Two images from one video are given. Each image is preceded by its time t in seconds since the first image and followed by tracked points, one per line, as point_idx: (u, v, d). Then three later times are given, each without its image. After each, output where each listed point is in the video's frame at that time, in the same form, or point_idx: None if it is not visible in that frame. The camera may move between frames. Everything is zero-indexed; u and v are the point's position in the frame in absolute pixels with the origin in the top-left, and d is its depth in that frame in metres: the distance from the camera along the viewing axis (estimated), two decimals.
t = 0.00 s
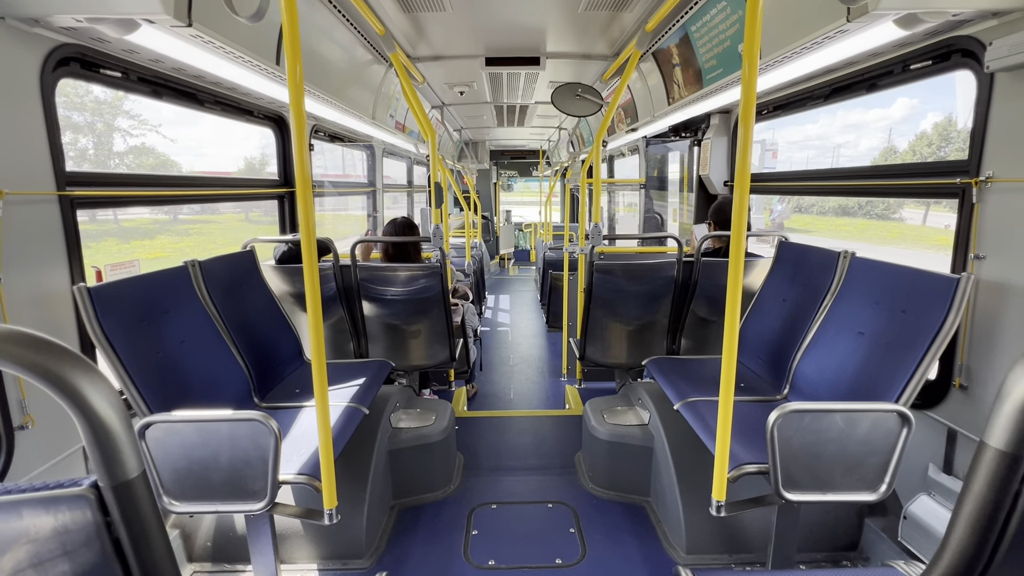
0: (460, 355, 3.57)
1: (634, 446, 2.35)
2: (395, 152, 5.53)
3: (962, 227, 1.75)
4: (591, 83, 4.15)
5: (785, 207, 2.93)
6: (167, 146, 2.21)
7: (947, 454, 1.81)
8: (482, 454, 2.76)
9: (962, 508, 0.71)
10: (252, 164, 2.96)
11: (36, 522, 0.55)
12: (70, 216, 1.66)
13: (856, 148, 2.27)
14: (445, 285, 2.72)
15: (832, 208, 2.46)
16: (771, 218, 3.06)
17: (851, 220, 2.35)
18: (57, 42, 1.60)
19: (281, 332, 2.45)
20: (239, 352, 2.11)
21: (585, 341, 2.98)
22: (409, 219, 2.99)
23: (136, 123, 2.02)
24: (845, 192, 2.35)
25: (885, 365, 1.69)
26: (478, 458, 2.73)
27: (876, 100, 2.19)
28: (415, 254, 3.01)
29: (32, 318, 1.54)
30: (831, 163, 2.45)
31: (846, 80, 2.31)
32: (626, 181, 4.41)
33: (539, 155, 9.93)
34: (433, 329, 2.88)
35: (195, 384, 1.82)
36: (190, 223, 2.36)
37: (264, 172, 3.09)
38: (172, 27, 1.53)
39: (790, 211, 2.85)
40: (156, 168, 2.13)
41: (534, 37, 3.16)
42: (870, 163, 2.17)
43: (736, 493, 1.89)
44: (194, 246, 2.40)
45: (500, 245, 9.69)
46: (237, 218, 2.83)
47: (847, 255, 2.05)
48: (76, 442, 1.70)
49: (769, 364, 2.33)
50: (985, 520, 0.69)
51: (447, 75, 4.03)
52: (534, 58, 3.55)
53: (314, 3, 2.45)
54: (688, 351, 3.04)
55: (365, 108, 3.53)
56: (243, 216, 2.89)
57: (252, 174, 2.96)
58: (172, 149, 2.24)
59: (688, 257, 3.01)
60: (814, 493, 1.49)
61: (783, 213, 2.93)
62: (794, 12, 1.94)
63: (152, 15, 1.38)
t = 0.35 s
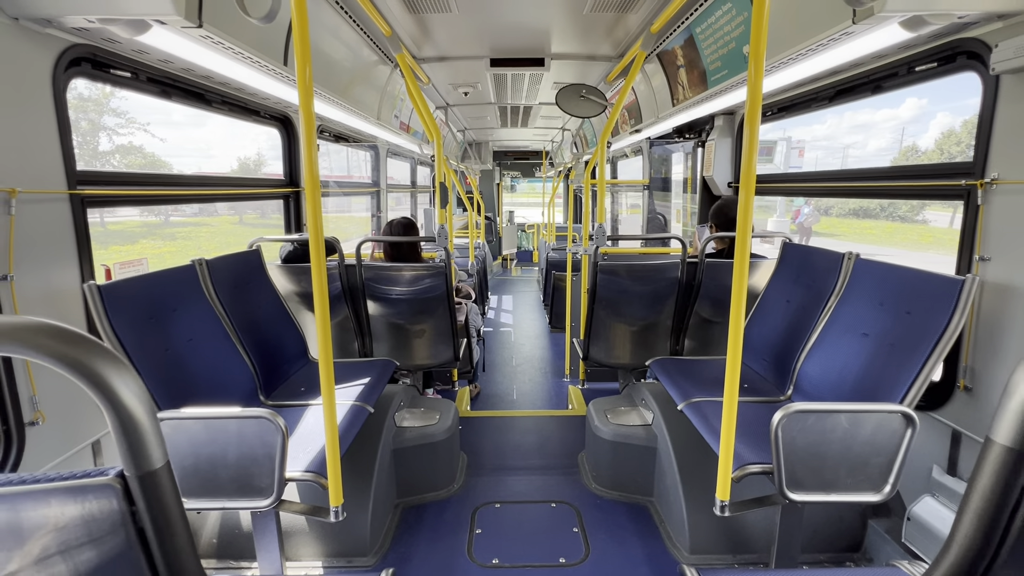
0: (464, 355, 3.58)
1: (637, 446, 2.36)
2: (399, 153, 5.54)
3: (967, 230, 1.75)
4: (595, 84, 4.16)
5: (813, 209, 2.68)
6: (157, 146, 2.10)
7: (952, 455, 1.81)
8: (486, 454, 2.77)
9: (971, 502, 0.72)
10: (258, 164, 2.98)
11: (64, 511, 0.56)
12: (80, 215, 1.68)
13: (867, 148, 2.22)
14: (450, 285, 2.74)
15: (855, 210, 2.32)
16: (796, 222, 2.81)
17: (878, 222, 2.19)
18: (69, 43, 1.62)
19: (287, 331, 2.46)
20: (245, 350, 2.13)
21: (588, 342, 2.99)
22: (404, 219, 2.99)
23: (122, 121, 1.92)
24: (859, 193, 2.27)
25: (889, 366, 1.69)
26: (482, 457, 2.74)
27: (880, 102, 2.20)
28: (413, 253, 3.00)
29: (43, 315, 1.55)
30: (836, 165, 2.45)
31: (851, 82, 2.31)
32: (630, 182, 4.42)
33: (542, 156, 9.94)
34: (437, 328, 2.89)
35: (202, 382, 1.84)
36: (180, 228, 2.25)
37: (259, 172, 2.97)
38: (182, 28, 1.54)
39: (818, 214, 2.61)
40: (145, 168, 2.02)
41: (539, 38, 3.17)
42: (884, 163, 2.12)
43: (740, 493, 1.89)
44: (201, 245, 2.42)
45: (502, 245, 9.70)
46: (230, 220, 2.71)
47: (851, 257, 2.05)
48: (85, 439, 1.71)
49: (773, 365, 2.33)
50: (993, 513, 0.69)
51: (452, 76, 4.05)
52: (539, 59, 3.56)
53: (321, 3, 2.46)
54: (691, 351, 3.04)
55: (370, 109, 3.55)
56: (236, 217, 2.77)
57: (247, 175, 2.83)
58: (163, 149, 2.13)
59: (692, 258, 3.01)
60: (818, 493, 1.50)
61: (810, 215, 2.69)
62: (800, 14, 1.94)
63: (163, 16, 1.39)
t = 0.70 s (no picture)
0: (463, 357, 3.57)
1: (636, 451, 2.34)
2: (400, 155, 5.54)
3: (969, 233, 1.74)
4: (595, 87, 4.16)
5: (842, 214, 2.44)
6: (141, 146, 2.02)
7: (954, 461, 1.79)
8: (484, 457, 2.75)
9: (976, 508, 0.69)
10: (257, 166, 2.98)
11: (40, 516, 0.55)
12: (77, 215, 1.67)
13: (870, 150, 2.21)
14: (448, 287, 2.73)
15: (867, 213, 2.23)
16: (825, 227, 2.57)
17: (905, 227, 2.04)
18: (66, 43, 1.61)
19: (284, 333, 2.45)
20: (242, 352, 2.11)
21: (588, 345, 2.98)
22: (408, 222, 2.96)
23: (110, 122, 1.86)
24: (860, 197, 2.26)
25: (890, 371, 1.67)
26: (480, 461, 2.72)
27: (881, 105, 2.19)
28: (416, 257, 3.00)
29: (38, 316, 1.55)
30: (836, 169, 2.44)
31: (851, 86, 2.31)
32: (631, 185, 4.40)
33: (543, 159, 9.94)
34: (436, 331, 2.88)
35: (198, 384, 1.83)
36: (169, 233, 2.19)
37: (253, 174, 2.90)
38: (180, 28, 1.54)
39: (848, 219, 2.38)
40: (133, 171, 1.96)
41: (540, 41, 3.17)
42: (891, 168, 2.09)
43: (740, 498, 1.87)
44: (199, 247, 2.42)
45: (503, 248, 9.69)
46: (218, 223, 2.58)
47: (852, 260, 2.04)
48: (79, 441, 1.70)
49: (773, 369, 2.32)
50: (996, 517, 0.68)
51: (453, 79, 4.05)
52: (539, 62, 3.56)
53: (320, 5, 2.46)
54: (691, 355, 3.03)
55: (370, 111, 3.55)
56: (224, 221, 2.64)
57: (235, 177, 2.72)
58: (152, 151, 2.07)
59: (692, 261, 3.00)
60: (819, 499, 1.48)
61: (839, 221, 2.45)
62: (801, 16, 1.93)
63: (161, 16, 1.39)
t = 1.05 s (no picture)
0: (467, 372, 3.59)
1: (641, 464, 2.35)
2: (401, 171, 5.61)
3: (964, 247, 1.77)
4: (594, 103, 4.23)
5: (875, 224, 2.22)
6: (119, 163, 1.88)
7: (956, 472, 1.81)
8: (490, 472, 2.77)
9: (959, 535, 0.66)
10: (263, 187, 3.03)
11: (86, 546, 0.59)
12: (92, 241, 1.71)
13: (868, 156, 2.26)
14: (453, 303, 2.77)
15: (863, 226, 2.27)
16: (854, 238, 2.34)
17: (930, 236, 1.94)
18: (83, 76, 1.67)
19: (291, 351, 2.48)
20: (251, 371, 2.14)
21: (591, 358, 3.01)
22: (412, 240, 3.04)
23: (122, 149, 1.91)
24: (856, 210, 2.31)
25: (889, 383, 1.70)
26: (486, 476, 2.74)
27: (874, 122, 2.24)
28: (422, 274, 3.05)
29: (54, 341, 1.58)
30: (833, 184, 2.49)
31: (844, 103, 2.36)
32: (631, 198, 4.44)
33: (543, 171, 10.03)
34: (441, 347, 2.91)
35: (209, 404, 1.85)
36: (179, 255, 2.23)
37: (259, 195, 2.95)
38: (194, 60, 1.59)
39: (881, 229, 2.17)
40: (145, 196, 2.01)
41: (539, 60, 3.24)
42: (885, 181, 2.14)
43: (745, 511, 1.89)
44: (208, 268, 2.46)
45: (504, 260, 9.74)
46: (206, 242, 2.45)
47: (850, 274, 2.08)
48: (93, 463, 1.72)
49: (775, 381, 2.34)
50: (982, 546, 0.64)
51: (453, 97, 4.12)
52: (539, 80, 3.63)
53: (324, 29, 2.52)
54: (694, 367, 3.05)
55: (373, 130, 3.61)
56: (210, 239, 2.49)
57: (222, 194, 2.56)
58: (163, 176, 2.12)
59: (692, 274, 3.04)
60: (823, 512, 1.50)
61: (871, 232, 2.22)
62: (794, 37, 1.99)
63: (177, 50, 1.44)
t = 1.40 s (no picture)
0: (464, 364, 3.58)
1: (638, 459, 2.35)
2: (401, 162, 5.57)
3: (968, 245, 1.76)
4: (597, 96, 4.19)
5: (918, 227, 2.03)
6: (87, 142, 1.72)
7: (954, 471, 1.81)
8: (486, 464, 2.76)
9: (975, 528, 0.67)
10: (262, 173, 3.00)
11: (71, 530, 0.57)
12: (86, 223, 1.69)
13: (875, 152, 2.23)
14: (451, 295, 2.75)
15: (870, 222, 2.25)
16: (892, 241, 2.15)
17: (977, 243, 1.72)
18: (78, 55, 1.64)
19: (288, 339, 2.46)
20: (246, 359, 2.12)
21: (589, 353, 3.00)
22: (411, 229, 2.98)
23: (118, 131, 1.87)
24: (860, 207, 2.29)
25: (890, 381, 1.69)
26: (482, 468, 2.73)
27: (881, 118, 2.21)
28: (420, 263, 3.03)
29: (47, 323, 1.56)
30: (837, 181, 2.47)
31: (851, 98, 2.34)
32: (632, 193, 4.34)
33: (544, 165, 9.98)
34: (438, 338, 2.89)
35: (203, 391, 1.84)
36: (176, 240, 2.21)
37: (257, 181, 2.92)
38: (191, 41, 1.56)
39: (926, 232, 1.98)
40: (141, 180, 1.98)
41: (542, 51, 3.20)
42: (891, 178, 2.12)
43: (742, 508, 1.88)
44: (205, 255, 2.43)
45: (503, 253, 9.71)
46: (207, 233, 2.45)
47: (853, 271, 2.06)
48: (86, 448, 1.71)
49: (774, 377, 2.33)
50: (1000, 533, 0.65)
51: (455, 87, 4.08)
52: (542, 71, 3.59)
53: (325, 14, 2.48)
54: (692, 363, 3.04)
55: (373, 119, 3.57)
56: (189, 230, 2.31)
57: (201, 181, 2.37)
58: (160, 160, 2.09)
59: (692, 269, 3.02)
60: (821, 509, 1.49)
61: (916, 235, 2.03)
62: (803, 30, 1.96)
63: (173, 29, 1.41)
